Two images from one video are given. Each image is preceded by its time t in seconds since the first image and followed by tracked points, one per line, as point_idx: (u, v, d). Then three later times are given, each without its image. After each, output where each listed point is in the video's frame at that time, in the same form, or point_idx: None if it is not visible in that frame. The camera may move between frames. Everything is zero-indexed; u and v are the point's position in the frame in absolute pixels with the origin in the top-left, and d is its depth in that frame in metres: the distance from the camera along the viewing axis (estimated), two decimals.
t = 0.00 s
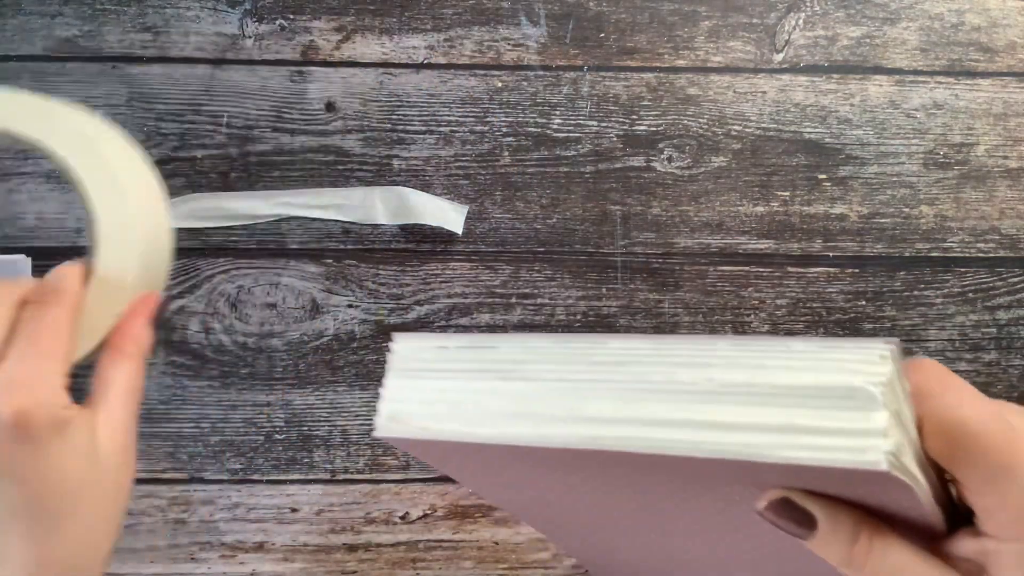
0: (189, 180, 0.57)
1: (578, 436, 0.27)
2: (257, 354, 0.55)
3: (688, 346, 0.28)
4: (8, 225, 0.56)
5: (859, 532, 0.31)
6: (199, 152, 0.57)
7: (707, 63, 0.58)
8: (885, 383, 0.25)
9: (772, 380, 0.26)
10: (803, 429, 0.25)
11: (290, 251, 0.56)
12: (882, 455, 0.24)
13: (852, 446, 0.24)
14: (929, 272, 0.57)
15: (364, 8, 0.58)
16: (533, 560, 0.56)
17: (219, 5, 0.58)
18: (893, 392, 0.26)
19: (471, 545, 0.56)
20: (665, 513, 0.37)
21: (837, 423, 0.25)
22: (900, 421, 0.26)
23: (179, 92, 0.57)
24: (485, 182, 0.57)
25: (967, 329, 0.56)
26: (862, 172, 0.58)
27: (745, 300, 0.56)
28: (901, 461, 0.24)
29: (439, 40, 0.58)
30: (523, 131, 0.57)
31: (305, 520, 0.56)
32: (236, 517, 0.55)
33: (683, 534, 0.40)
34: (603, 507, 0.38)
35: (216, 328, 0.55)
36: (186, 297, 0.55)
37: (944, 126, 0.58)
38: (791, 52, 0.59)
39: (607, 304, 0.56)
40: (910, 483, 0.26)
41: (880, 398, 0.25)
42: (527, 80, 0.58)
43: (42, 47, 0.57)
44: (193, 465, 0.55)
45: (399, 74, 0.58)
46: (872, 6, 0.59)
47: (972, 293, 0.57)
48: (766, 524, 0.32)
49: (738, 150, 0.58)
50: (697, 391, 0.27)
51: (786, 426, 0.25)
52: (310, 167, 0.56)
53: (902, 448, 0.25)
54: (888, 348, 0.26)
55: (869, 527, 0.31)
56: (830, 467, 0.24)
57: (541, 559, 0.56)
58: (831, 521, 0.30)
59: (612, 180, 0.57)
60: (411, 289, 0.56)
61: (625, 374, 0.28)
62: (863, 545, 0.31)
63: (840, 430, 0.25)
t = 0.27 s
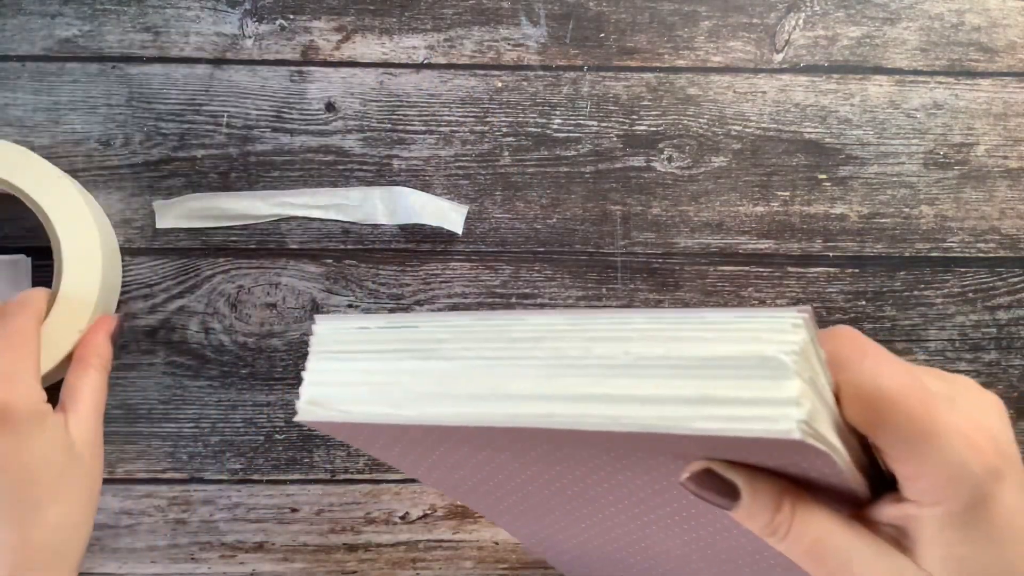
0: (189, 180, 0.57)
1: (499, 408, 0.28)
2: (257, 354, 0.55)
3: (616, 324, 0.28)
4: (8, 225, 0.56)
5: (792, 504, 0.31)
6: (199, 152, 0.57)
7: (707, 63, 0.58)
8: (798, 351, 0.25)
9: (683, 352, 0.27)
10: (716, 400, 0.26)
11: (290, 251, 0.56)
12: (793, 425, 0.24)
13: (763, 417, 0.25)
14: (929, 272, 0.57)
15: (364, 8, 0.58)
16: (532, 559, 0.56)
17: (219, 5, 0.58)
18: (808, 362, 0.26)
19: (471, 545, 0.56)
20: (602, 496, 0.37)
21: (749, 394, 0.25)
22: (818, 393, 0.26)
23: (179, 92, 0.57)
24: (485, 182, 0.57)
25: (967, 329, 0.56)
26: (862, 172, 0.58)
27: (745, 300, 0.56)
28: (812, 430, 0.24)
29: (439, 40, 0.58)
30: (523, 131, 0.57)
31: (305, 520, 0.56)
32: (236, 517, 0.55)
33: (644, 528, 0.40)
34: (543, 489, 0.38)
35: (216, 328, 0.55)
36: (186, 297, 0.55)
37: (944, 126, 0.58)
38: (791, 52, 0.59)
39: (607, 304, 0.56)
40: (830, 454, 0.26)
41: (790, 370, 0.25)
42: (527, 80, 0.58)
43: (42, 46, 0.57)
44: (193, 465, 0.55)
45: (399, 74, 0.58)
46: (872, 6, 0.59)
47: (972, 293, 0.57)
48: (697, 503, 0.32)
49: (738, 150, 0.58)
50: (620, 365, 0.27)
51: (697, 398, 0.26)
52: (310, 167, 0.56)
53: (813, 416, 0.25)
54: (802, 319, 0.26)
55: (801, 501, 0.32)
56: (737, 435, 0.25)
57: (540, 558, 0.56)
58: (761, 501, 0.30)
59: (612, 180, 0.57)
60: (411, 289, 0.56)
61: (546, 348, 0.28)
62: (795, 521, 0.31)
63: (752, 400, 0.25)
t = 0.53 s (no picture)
0: (188, 180, 0.57)
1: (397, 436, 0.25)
2: (257, 355, 0.55)
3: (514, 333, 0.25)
4: (8, 225, 0.56)
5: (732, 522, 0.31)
6: (199, 152, 0.57)
7: (707, 63, 0.58)
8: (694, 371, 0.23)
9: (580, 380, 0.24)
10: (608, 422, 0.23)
11: (290, 251, 0.56)
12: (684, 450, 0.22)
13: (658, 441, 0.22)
14: (929, 272, 0.57)
15: (364, 9, 0.58)
16: (532, 560, 0.55)
17: (220, 5, 0.58)
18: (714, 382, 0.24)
19: (471, 545, 0.56)
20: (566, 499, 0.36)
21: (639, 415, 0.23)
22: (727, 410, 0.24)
23: (179, 92, 0.57)
24: (485, 182, 0.57)
25: (967, 329, 0.56)
26: (862, 172, 0.58)
27: (745, 300, 0.56)
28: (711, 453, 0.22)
29: (439, 40, 0.58)
30: (523, 131, 0.57)
31: (305, 520, 0.55)
32: (236, 517, 0.55)
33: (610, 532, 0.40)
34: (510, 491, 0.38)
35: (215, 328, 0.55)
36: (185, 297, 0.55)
37: (944, 126, 0.58)
38: (791, 52, 0.59)
39: (608, 303, 0.55)
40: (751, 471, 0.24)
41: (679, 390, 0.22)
42: (527, 80, 0.58)
43: (42, 46, 0.57)
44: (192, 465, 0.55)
45: (399, 74, 0.58)
46: (871, 6, 0.59)
47: (972, 293, 0.57)
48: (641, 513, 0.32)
49: (738, 150, 0.58)
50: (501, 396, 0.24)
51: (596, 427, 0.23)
52: (310, 167, 0.56)
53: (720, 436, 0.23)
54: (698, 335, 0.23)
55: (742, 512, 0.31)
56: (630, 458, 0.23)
57: (540, 559, 0.55)
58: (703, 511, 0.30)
59: (612, 180, 0.57)
60: (412, 289, 0.55)
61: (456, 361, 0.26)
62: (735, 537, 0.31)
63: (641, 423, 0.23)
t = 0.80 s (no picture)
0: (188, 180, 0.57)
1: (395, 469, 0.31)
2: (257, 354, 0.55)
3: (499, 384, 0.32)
4: (8, 225, 0.56)
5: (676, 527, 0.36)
6: (199, 152, 0.57)
7: (707, 63, 0.58)
8: (627, 415, 0.28)
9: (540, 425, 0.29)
10: (557, 463, 0.29)
11: (290, 251, 0.55)
12: (616, 490, 0.26)
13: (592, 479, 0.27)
14: (929, 272, 0.57)
15: (364, 8, 0.58)
16: (533, 560, 0.55)
17: (220, 5, 0.58)
18: (646, 422, 0.28)
19: (471, 545, 0.56)
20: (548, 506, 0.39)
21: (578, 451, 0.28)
22: (661, 449, 0.29)
23: (179, 92, 0.57)
24: (485, 182, 0.57)
25: (966, 329, 0.56)
26: (862, 172, 0.58)
27: (745, 300, 0.56)
28: (641, 488, 0.27)
29: (439, 40, 0.58)
30: (523, 131, 0.57)
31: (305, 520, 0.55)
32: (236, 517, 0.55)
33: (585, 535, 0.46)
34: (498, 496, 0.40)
35: (216, 328, 0.55)
36: (186, 297, 0.55)
37: (945, 126, 0.58)
38: (791, 52, 0.59)
39: (607, 303, 0.56)
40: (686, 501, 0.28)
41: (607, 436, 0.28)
42: (527, 80, 0.58)
43: (42, 46, 0.57)
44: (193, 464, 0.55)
45: (399, 74, 0.58)
46: (872, 6, 0.59)
47: (972, 293, 0.57)
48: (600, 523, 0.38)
49: (738, 150, 0.58)
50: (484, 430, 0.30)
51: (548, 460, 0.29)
52: (310, 167, 0.56)
53: (651, 471, 0.27)
54: (634, 375, 0.29)
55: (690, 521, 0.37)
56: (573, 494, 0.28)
57: (540, 559, 0.55)
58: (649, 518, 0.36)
59: (613, 180, 0.57)
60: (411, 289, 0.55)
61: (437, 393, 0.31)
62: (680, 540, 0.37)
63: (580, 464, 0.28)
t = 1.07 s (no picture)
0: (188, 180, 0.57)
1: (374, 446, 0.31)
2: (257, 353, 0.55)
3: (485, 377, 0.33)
4: (8, 225, 0.56)
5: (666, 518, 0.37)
6: (199, 152, 0.57)
7: (707, 63, 0.58)
8: (601, 404, 0.29)
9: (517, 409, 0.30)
10: (537, 453, 0.30)
11: (290, 251, 0.55)
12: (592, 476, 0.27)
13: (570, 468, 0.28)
14: (929, 272, 0.57)
15: (364, 8, 0.58)
16: (533, 560, 0.55)
17: (220, 5, 0.58)
18: (621, 411, 0.29)
19: (471, 545, 0.56)
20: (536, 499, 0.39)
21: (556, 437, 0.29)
22: (639, 436, 0.29)
23: (179, 92, 0.57)
24: (485, 182, 0.57)
25: (967, 329, 0.56)
26: (862, 172, 0.58)
27: (745, 300, 0.56)
28: (618, 476, 0.27)
29: (439, 40, 0.58)
30: (523, 131, 0.57)
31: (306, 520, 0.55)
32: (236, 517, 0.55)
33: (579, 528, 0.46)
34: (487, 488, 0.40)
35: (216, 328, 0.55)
36: (186, 297, 0.55)
37: (945, 126, 0.58)
38: (791, 52, 0.59)
39: (607, 304, 0.56)
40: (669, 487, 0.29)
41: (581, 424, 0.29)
42: (527, 80, 0.58)
43: (42, 46, 0.57)
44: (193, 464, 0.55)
45: (399, 74, 0.58)
46: (872, 6, 0.59)
47: (972, 293, 0.57)
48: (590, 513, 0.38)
49: (738, 150, 0.58)
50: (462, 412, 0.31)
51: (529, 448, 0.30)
52: (310, 166, 0.56)
53: (628, 459, 0.28)
54: (606, 366, 0.30)
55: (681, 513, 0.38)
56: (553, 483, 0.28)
57: (540, 559, 0.55)
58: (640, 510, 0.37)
59: (613, 180, 0.57)
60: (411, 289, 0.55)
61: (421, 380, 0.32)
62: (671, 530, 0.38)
63: (560, 453, 0.29)
